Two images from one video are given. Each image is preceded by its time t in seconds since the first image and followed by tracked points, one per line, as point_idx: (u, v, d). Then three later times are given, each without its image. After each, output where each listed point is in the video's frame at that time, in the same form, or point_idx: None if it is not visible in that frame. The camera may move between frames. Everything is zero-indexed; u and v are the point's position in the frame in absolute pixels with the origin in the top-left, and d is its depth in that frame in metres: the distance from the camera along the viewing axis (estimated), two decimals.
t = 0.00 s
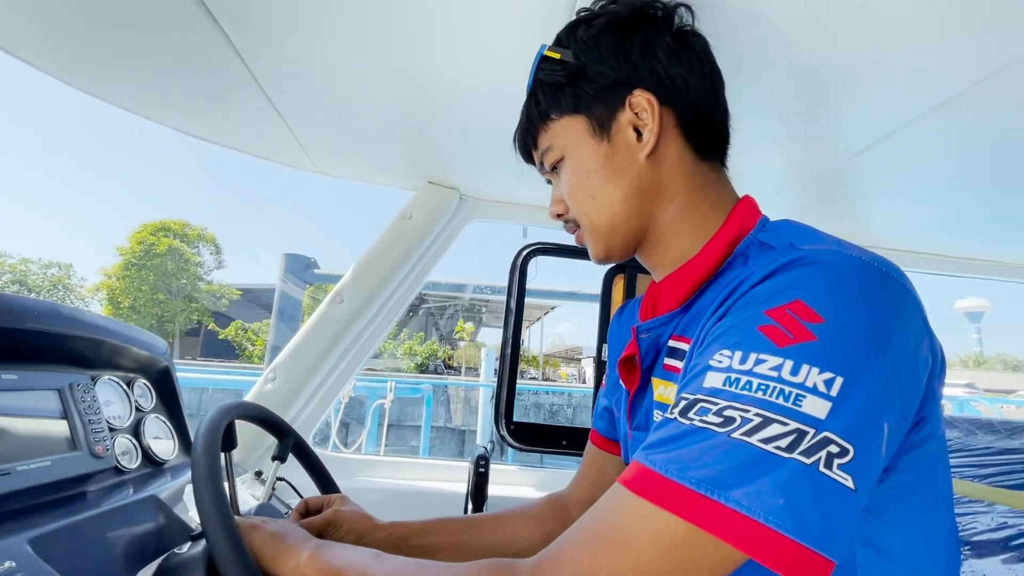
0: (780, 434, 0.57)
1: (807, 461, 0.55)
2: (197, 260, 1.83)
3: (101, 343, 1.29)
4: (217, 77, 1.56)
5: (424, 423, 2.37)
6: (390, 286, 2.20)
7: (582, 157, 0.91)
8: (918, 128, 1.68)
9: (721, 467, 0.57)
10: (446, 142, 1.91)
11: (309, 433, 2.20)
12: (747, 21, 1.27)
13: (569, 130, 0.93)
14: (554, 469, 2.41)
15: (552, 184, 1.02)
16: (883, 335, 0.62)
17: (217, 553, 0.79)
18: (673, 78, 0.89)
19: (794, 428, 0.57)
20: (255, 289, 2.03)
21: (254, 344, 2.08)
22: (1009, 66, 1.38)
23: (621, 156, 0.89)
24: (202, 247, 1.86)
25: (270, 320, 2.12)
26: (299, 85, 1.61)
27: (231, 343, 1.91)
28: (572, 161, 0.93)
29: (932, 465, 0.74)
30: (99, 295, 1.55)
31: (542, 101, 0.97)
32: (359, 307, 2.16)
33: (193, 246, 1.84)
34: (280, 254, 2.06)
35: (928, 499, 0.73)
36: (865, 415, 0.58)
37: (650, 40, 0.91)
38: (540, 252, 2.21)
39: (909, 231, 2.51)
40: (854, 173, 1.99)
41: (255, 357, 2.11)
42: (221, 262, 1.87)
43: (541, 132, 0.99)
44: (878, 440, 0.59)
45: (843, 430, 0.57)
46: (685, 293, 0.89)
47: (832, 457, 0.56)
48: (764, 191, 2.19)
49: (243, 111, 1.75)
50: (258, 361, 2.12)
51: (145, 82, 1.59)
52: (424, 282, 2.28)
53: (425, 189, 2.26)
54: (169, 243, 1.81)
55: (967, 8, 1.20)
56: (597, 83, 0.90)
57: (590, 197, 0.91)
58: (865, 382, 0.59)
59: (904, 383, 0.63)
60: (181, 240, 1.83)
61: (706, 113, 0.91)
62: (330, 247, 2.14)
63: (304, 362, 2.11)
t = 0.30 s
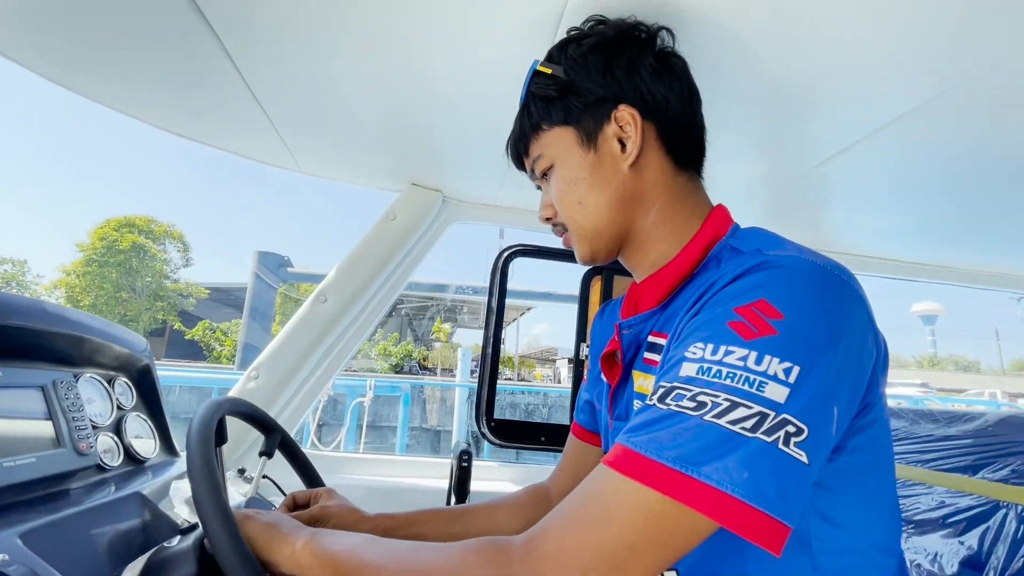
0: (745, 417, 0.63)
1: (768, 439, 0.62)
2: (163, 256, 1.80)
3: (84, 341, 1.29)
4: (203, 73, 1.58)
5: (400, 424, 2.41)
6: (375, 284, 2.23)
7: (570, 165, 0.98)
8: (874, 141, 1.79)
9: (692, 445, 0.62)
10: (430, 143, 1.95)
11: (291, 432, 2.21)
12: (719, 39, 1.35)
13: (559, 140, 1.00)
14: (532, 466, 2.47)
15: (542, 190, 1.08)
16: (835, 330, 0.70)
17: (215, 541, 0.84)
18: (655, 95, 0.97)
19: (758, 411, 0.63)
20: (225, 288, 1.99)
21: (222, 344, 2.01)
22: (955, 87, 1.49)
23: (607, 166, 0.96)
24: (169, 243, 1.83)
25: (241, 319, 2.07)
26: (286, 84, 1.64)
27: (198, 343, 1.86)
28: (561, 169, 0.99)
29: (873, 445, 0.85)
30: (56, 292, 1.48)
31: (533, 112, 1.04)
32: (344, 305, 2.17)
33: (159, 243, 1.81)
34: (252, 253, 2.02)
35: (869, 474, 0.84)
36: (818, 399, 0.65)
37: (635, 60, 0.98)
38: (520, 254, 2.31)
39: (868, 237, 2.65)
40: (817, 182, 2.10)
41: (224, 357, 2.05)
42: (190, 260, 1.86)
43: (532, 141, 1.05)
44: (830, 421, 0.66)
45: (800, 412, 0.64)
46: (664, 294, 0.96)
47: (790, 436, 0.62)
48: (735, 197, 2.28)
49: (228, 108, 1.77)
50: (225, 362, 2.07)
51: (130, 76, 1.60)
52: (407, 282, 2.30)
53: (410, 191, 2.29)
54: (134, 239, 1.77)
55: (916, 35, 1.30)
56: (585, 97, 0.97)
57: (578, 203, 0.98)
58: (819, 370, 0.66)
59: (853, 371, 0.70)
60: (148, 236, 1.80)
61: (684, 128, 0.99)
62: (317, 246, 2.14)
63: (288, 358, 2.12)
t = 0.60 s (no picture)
0: (715, 417, 0.65)
1: (737, 438, 0.65)
2: (133, 254, 1.83)
3: (57, 343, 1.27)
4: (178, 71, 1.56)
5: (379, 426, 2.44)
6: (356, 287, 2.21)
7: (555, 174, 1.01)
8: (841, 152, 1.86)
9: (665, 443, 0.65)
10: (410, 145, 1.95)
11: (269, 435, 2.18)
12: (695, 51, 1.39)
13: (544, 149, 1.02)
14: (510, 467, 2.48)
15: (526, 197, 1.10)
16: (799, 335, 0.73)
17: (194, 543, 0.84)
18: (636, 109, 1.00)
19: (727, 412, 0.66)
20: (198, 286, 2.00)
21: (195, 345, 2.03)
22: (917, 102, 1.55)
23: (590, 174, 0.98)
24: (139, 242, 1.86)
25: (215, 320, 2.07)
26: (264, 85, 1.63)
27: (169, 344, 1.88)
28: (546, 176, 1.02)
29: (834, 442, 0.89)
30: (17, 291, 1.57)
31: (520, 121, 1.06)
32: (324, 308, 2.15)
33: (128, 241, 1.83)
34: (228, 252, 2.02)
35: (829, 469, 0.88)
36: (783, 401, 0.68)
37: (618, 74, 1.02)
38: (502, 257, 2.32)
39: (836, 243, 2.73)
40: (790, 190, 2.17)
41: (195, 359, 2.06)
42: (160, 259, 1.88)
43: (518, 149, 1.08)
44: (793, 422, 0.69)
45: (765, 413, 0.67)
46: (642, 298, 0.99)
47: (757, 435, 0.65)
48: (712, 204, 2.34)
49: (204, 107, 1.75)
50: (197, 363, 2.07)
51: (102, 72, 1.57)
52: (389, 283, 2.30)
53: (392, 194, 2.30)
54: (100, 237, 1.80)
55: (880, 53, 1.35)
56: (571, 109, 1.00)
57: (562, 209, 1.00)
58: (784, 372, 0.69)
59: (817, 374, 0.74)
60: (116, 233, 1.84)
61: (664, 141, 1.02)
62: (294, 250, 2.13)
63: (266, 362, 2.08)
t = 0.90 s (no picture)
0: (699, 418, 0.66)
1: (720, 438, 0.65)
2: (107, 254, 1.72)
3: (29, 347, 1.23)
4: (155, 66, 1.53)
5: (362, 428, 2.39)
6: (341, 288, 2.20)
7: (545, 175, 1.01)
8: (818, 160, 1.89)
9: (650, 444, 0.65)
10: (393, 147, 1.94)
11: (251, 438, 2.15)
12: (681, 59, 1.41)
13: (536, 150, 1.03)
14: (494, 470, 2.48)
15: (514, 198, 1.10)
16: (779, 337, 0.74)
17: (173, 548, 0.82)
18: (629, 116, 1.02)
19: (711, 413, 0.66)
20: (174, 287, 1.91)
21: (172, 347, 1.93)
22: (890, 112, 1.59)
23: (580, 178, 0.99)
24: (114, 241, 1.74)
25: (193, 322, 2.01)
26: (245, 83, 1.61)
27: (143, 347, 1.78)
28: (537, 177, 1.02)
29: (813, 441, 0.90)
30: None
31: (513, 121, 1.08)
32: (307, 310, 2.14)
33: (102, 241, 1.72)
34: (207, 252, 1.96)
35: (809, 468, 0.89)
36: (764, 402, 0.69)
37: (612, 82, 1.04)
38: (487, 260, 2.33)
39: (813, 248, 2.78)
40: (770, 196, 2.20)
41: (173, 361, 1.97)
42: (136, 258, 1.77)
43: (510, 149, 1.09)
44: (774, 422, 0.70)
45: (747, 413, 0.67)
46: (627, 301, 0.99)
47: (740, 435, 0.66)
48: (694, 209, 2.37)
49: (182, 104, 1.72)
50: (176, 366, 1.98)
51: (76, 66, 1.54)
52: (374, 285, 2.29)
53: (377, 195, 2.29)
54: (73, 236, 1.69)
55: (855, 64, 1.38)
56: (564, 113, 1.02)
57: (550, 211, 1.00)
58: (765, 374, 0.70)
59: (797, 375, 0.75)
60: (89, 233, 1.71)
61: (654, 149, 1.04)
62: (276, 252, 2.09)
63: (246, 366, 2.07)
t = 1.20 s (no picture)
0: (694, 411, 0.66)
1: (715, 431, 0.66)
2: (84, 255, 1.67)
3: (10, 347, 1.21)
4: (140, 62, 1.51)
5: (348, 434, 2.40)
6: (331, 289, 2.19)
7: (548, 171, 1.02)
8: (802, 166, 1.92)
9: (646, 438, 0.65)
10: (382, 147, 1.93)
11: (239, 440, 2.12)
12: (676, 64, 1.42)
13: (539, 146, 1.04)
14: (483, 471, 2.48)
15: (512, 194, 1.10)
16: (771, 333, 0.76)
17: (162, 552, 0.81)
18: (633, 122, 1.05)
19: (705, 407, 0.67)
20: (155, 288, 1.86)
21: (153, 350, 1.90)
22: (873, 121, 1.62)
23: (583, 177, 1.00)
24: (92, 242, 1.69)
25: (175, 324, 1.97)
26: (232, 81, 1.59)
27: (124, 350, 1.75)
28: (539, 173, 1.03)
29: (801, 436, 0.92)
30: None
31: (519, 116, 1.09)
32: (297, 311, 2.13)
33: (80, 242, 1.67)
34: (190, 253, 1.93)
35: (798, 463, 0.91)
36: (757, 395, 0.70)
37: (618, 87, 1.06)
38: (478, 261, 2.30)
39: (797, 252, 2.81)
40: (758, 201, 2.23)
41: (153, 365, 1.93)
42: (116, 260, 1.73)
43: (512, 143, 1.09)
44: (766, 416, 0.70)
45: (740, 407, 0.68)
46: (620, 299, 1.00)
47: (733, 428, 0.66)
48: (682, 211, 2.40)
49: (168, 102, 1.69)
50: (155, 369, 1.95)
51: (59, 63, 1.51)
52: (364, 287, 2.28)
53: (367, 196, 2.29)
54: (50, 235, 1.63)
55: (840, 73, 1.41)
56: (571, 112, 1.04)
57: (551, 207, 1.01)
58: (758, 369, 0.71)
59: (787, 369, 0.76)
60: (66, 234, 1.65)
61: (653, 156, 1.07)
62: (261, 252, 2.06)
63: (234, 368, 2.05)
